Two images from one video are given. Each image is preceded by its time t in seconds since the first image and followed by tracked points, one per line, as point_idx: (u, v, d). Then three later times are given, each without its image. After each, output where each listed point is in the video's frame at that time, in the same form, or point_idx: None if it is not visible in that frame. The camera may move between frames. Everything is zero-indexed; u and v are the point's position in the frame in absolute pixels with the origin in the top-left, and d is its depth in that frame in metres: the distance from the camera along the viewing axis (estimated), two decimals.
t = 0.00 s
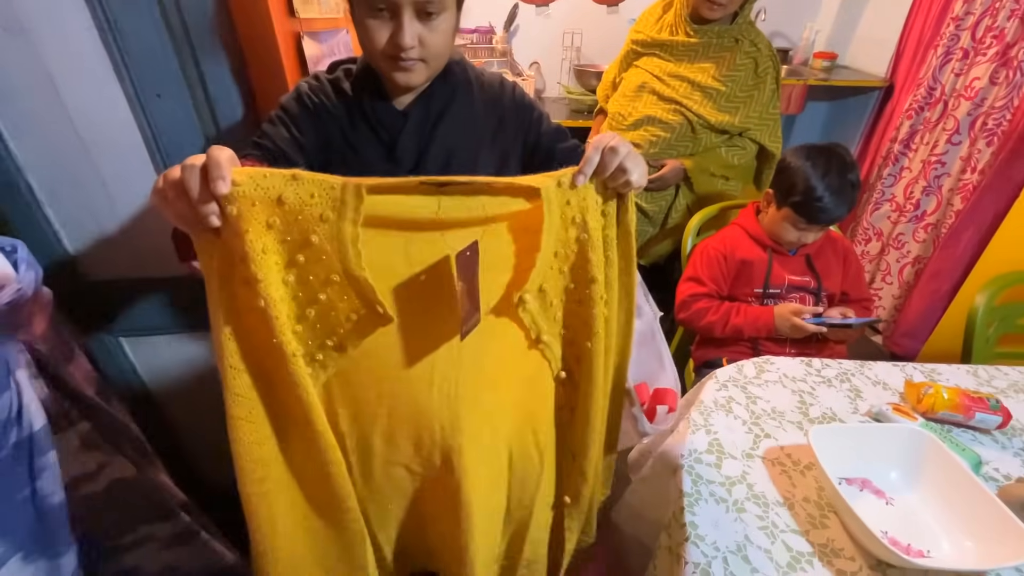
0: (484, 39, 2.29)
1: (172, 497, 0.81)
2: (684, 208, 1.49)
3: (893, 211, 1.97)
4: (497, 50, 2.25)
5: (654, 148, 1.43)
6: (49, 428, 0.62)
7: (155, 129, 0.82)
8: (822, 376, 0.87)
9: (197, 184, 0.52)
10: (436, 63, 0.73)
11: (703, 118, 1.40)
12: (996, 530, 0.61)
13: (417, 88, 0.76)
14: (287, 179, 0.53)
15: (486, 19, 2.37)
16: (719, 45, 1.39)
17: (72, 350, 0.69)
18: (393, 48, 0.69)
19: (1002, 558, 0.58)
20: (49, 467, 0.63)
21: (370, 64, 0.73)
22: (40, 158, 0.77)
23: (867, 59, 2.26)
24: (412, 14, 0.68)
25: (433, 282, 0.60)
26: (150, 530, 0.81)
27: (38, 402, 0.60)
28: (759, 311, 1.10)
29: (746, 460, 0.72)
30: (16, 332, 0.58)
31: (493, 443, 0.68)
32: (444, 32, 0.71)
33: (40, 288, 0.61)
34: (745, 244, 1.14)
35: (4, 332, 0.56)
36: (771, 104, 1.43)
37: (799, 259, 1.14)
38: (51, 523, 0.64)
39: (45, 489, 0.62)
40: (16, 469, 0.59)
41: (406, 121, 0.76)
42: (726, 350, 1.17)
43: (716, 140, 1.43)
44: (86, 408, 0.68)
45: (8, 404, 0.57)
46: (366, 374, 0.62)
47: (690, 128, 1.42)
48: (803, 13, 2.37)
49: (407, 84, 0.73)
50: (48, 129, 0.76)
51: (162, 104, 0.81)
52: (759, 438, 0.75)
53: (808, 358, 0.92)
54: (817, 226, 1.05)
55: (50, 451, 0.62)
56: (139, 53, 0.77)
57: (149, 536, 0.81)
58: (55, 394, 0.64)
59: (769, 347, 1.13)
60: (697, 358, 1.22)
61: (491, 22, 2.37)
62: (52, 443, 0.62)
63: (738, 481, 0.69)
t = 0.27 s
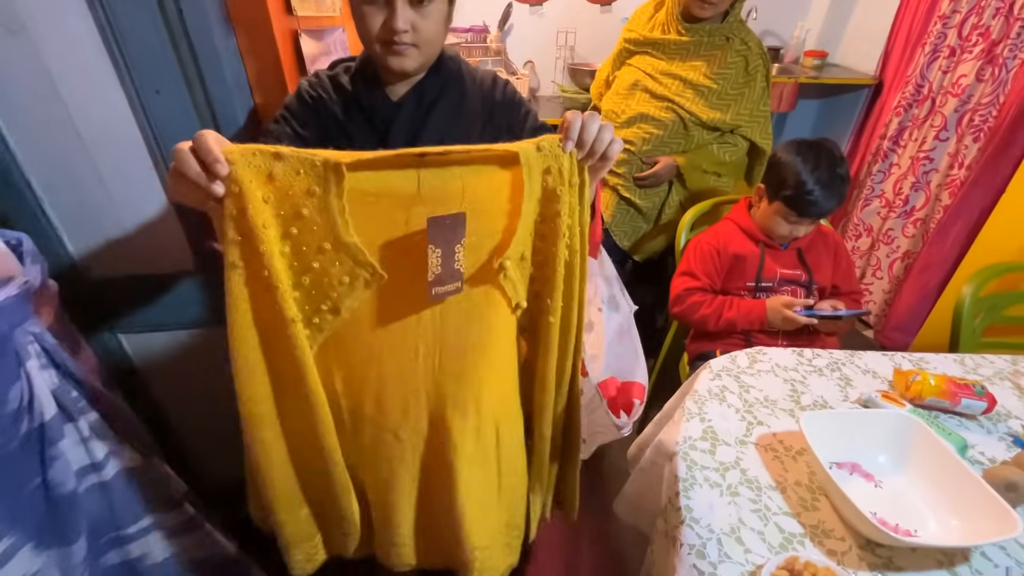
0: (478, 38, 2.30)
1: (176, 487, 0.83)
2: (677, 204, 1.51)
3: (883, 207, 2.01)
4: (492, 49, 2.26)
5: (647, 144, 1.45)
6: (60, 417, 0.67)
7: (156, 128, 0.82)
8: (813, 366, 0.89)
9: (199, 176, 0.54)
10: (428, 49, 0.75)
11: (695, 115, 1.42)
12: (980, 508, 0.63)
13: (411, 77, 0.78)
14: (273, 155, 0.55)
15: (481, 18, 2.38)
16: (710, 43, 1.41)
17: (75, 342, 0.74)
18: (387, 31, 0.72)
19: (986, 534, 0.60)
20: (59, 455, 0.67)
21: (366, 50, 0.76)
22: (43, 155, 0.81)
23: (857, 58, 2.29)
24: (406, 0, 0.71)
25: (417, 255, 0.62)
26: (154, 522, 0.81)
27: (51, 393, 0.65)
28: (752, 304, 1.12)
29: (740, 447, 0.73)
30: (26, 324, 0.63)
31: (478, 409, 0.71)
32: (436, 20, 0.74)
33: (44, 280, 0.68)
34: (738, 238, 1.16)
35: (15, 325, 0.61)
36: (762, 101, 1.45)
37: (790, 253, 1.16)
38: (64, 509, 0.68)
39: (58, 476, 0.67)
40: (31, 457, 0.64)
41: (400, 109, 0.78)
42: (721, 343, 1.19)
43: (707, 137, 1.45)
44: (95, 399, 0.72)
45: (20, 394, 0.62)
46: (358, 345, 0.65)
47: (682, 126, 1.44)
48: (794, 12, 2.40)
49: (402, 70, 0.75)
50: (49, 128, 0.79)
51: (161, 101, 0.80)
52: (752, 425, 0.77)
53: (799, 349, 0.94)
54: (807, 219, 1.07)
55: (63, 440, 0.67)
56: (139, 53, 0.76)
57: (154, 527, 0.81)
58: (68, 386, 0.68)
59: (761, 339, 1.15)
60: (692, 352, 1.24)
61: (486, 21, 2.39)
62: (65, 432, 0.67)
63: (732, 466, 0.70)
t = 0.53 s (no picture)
0: (474, 41, 2.33)
1: (186, 485, 0.80)
2: (670, 202, 1.55)
3: (871, 205, 2.05)
4: (488, 52, 2.29)
5: (640, 144, 1.48)
6: (76, 406, 0.69)
7: (165, 129, 0.84)
8: (803, 356, 0.92)
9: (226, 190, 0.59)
10: (422, 45, 0.78)
11: (687, 116, 1.45)
12: (961, 487, 0.66)
13: (406, 73, 0.81)
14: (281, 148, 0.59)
15: (477, 21, 2.42)
16: (701, 46, 1.44)
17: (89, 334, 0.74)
18: (383, 30, 0.74)
19: (967, 510, 0.64)
20: (75, 444, 0.69)
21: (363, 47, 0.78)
22: (53, 154, 0.83)
23: (846, 60, 2.34)
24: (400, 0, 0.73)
25: (418, 240, 0.66)
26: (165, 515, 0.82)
27: (67, 382, 0.67)
28: (744, 299, 1.15)
29: (733, 433, 0.76)
30: (43, 316, 0.66)
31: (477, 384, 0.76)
32: (429, 17, 0.77)
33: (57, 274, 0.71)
34: (730, 235, 1.20)
35: (31, 317, 0.64)
36: (752, 102, 1.49)
37: (781, 248, 1.19)
38: (78, 494, 0.71)
39: (71, 463, 0.69)
40: (45, 444, 0.67)
41: (395, 103, 0.82)
42: (715, 337, 1.22)
43: (699, 138, 1.48)
44: (114, 392, 0.72)
45: (36, 384, 0.65)
46: (369, 320, 0.70)
47: (674, 126, 1.47)
48: (784, 15, 2.45)
49: (398, 65, 0.78)
50: (59, 129, 0.81)
51: (171, 101, 0.83)
52: (745, 413, 0.80)
53: (790, 341, 0.97)
54: (798, 215, 1.10)
55: (77, 428, 0.69)
56: (147, 55, 0.79)
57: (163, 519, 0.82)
58: (85, 376, 0.69)
59: (753, 333, 1.18)
60: (687, 346, 1.27)
61: (481, 24, 2.42)
62: (79, 421, 0.69)
63: (726, 451, 0.73)
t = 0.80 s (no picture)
0: (475, 47, 2.38)
1: (206, 481, 0.84)
2: (668, 204, 1.59)
3: (864, 207, 2.10)
4: (488, 59, 2.34)
5: (638, 148, 1.53)
6: (104, 395, 0.72)
7: (186, 133, 0.88)
8: (798, 350, 0.96)
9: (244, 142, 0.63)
10: (428, 49, 0.81)
11: (683, 121, 1.49)
12: (944, 467, 0.70)
13: (411, 76, 0.85)
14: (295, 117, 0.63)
15: (477, 28, 2.47)
16: (696, 52, 1.49)
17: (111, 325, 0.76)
18: (390, 35, 0.77)
19: (950, 489, 0.67)
20: (102, 432, 0.72)
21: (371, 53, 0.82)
22: (76, 154, 0.87)
23: (839, 65, 2.39)
24: (406, 5, 0.76)
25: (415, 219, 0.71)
26: (180, 508, 0.84)
27: (96, 372, 0.70)
28: (739, 296, 1.19)
29: (730, 421, 0.80)
30: (76, 309, 0.68)
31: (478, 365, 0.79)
32: (433, 22, 0.79)
33: (86, 271, 0.73)
34: (726, 234, 1.24)
35: (66, 309, 0.67)
36: (746, 107, 1.53)
37: (775, 247, 1.23)
38: (102, 482, 0.74)
39: (97, 450, 0.72)
40: (75, 431, 0.70)
41: (400, 107, 0.86)
42: (712, 334, 1.26)
43: (695, 141, 1.53)
44: (138, 382, 0.76)
45: (69, 372, 0.68)
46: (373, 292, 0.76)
47: (671, 130, 1.51)
48: (778, 22, 2.50)
49: (403, 68, 0.81)
50: (86, 132, 0.85)
51: (191, 107, 0.86)
52: (741, 402, 0.84)
53: (785, 335, 1.01)
54: (792, 213, 1.15)
55: (104, 416, 0.72)
56: (170, 62, 0.82)
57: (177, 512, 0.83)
58: (111, 366, 0.73)
59: (749, 329, 1.22)
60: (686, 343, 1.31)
61: (482, 31, 2.47)
62: (106, 409, 0.72)
63: (723, 438, 0.77)
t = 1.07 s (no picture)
0: (481, 50, 2.42)
1: (226, 473, 0.84)
2: (672, 202, 1.61)
3: (867, 206, 2.12)
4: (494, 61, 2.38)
5: (642, 148, 1.55)
6: (131, 385, 0.72)
7: (209, 133, 0.90)
8: (802, 342, 0.99)
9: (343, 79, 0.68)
10: (440, 45, 0.84)
11: (686, 121, 1.51)
12: (946, 452, 0.72)
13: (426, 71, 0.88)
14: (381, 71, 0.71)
15: (484, 31, 2.50)
16: (699, 54, 1.51)
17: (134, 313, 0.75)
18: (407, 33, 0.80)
19: (952, 472, 0.69)
20: (130, 421, 0.73)
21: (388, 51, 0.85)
22: (101, 152, 0.90)
23: (841, 66, 2.42)
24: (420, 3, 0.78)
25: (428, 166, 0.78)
26: (198, 498, 0.85)
27: (124, 361, 0.71)
28: (745, 292, 1.21)
29: (737, 409, 0.82)
30: (106, 300, 0.69)
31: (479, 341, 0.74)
32: (445, 18, 0.83)
33: (115, 266, 0.74)
34: (732, 231, 1.26)
35: (97, 300, 0.68)
36: (748, 107, 1.56)
37: (780, 244, 1.25)
38: (129, 469, 0.75)
39: (125, 438, 0.73)
40: (104, 419, 0.71)
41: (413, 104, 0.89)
42: (717, 330, 1.28)
43: (698, 141, 1.55)
44: (163, 372, 0.76)
45: (98, 362, 0.69)
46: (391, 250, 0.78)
47: (675, 130, 1.53)
48: (780, 24, 2.53)
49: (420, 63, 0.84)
50: (113, 130, 0.89)
51: (214, 107, 0.89)
52: (748, 392, 0.86)
53: (790, 329, 1.03)
54: (796, 208, 1.17)
55: (131, 405, 0.72)
56: (195, 64, 0.85)
57: (194, 504, 0.84)
58: (139, 356, 0.73)
59: (755, 324, 1.24)
60: (692, 339, 1.33)
61: (488, 34, 2.50)
62: (133, 398, 0.72)
63: (731, 426, 0.79)
